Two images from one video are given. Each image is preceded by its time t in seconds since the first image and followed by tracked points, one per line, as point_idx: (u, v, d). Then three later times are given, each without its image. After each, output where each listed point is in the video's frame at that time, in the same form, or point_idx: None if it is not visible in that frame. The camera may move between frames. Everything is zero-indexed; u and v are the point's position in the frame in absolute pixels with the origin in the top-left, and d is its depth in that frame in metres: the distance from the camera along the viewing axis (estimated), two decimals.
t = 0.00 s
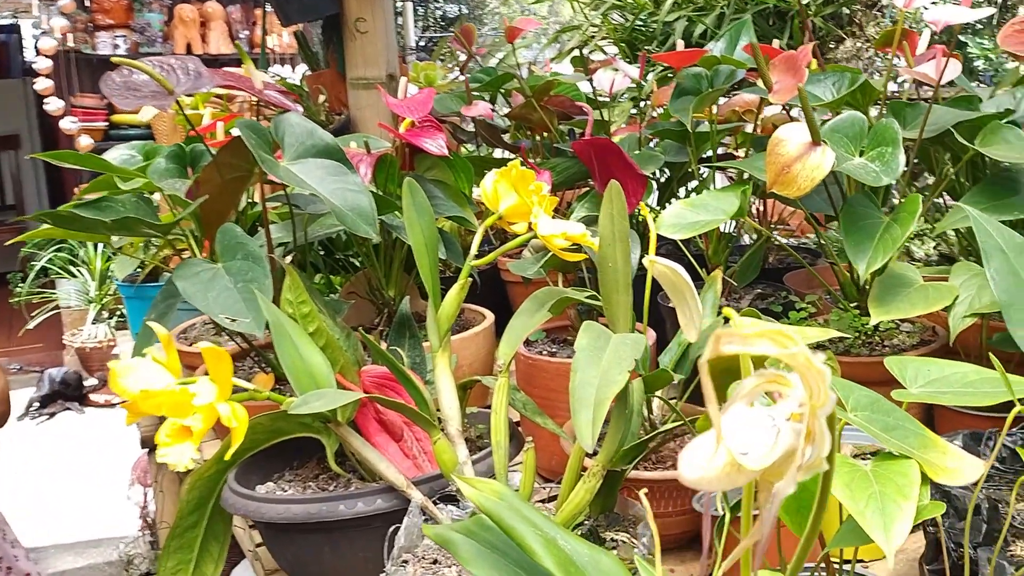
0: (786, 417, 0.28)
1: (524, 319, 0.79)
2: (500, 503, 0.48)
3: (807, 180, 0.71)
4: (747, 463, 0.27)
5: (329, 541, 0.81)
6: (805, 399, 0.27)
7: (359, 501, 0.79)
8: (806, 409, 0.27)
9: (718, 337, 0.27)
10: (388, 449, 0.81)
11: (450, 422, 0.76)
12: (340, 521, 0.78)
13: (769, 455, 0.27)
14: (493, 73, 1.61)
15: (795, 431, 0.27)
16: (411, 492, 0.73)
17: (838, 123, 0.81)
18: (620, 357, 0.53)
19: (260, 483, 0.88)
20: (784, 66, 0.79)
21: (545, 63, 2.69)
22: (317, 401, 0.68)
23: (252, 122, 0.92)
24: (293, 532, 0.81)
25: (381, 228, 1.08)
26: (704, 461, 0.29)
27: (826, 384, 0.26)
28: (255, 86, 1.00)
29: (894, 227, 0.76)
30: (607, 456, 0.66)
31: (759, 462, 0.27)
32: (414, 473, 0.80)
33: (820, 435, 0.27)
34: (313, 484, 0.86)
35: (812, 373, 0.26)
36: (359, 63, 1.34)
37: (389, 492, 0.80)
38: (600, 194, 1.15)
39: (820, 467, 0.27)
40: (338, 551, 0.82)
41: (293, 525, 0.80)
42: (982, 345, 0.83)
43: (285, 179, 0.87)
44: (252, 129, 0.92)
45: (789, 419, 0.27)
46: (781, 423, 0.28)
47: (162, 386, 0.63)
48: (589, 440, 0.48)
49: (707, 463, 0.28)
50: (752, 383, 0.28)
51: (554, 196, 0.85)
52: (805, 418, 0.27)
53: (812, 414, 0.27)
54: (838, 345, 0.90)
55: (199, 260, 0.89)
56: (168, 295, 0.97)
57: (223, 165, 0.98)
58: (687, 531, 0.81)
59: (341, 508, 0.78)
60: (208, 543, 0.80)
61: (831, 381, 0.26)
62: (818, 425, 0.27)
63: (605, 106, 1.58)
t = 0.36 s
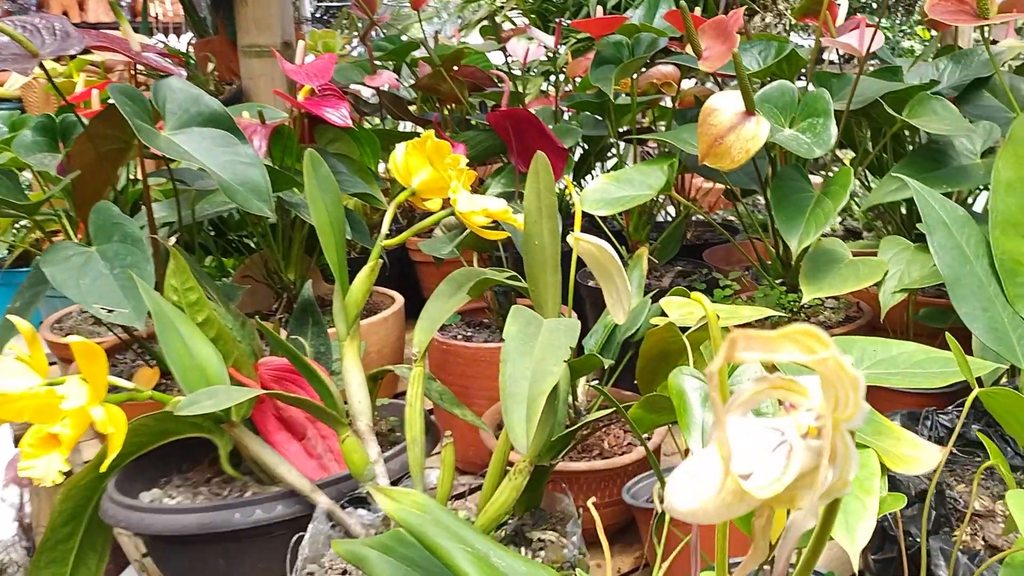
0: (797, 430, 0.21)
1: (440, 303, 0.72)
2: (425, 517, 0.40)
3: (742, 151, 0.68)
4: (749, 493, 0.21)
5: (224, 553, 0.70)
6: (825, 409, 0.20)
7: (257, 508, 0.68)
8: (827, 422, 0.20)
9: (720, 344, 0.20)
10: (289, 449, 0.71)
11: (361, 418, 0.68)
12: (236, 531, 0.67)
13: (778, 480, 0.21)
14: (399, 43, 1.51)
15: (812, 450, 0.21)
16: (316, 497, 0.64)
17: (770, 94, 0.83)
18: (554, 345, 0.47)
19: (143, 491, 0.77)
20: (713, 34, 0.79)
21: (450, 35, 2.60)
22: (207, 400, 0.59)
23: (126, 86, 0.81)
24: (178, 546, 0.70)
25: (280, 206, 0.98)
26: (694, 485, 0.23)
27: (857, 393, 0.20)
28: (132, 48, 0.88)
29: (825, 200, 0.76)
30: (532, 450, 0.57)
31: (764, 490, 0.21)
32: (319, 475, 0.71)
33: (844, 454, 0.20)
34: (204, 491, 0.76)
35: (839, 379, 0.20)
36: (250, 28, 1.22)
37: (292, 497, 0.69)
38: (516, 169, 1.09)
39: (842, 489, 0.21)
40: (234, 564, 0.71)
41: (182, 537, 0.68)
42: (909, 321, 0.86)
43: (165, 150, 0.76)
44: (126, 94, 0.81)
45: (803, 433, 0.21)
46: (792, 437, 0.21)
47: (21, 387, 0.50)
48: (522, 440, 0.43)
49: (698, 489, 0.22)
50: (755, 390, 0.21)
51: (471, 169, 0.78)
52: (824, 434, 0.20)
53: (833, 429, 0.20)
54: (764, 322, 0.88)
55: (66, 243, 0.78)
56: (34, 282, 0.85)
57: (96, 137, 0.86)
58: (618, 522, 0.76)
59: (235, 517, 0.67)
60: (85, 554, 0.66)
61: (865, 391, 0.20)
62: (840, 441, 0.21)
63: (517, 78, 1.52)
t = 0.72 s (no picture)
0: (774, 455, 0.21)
1: (377, 293, 0.69)
2: (363, 529, 0.37)
3: (688, 137, 0.68)
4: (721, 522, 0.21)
5: (148, 561, 0.65)
6: (807, 432, 0.21)
7: (184, 511, 0.64)
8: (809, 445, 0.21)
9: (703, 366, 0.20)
10: (217, 448, 0.67)
11: (293, 415, 0.64)
12: (161, 536, 0.63)
13: (754, 508, 0.21)
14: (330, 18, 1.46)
15: (789, 475, 0.21)
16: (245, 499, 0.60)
17: (715, 76, 0.84)
18: (499, 342, 0.45)
19: (63, 494, 0.72)
20: (658, 13, 0.78)
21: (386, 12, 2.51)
22: (126, 401, 0.55)
23: (35, 63, 0.75)
24: (99, 552, 0.65)
25: (205, 190, 0.93)
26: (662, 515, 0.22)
27: (841, 415, 0.20)
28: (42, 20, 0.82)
29: (769, 185, 0.77)
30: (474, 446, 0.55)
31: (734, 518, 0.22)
32: (250, 475, 0.67)
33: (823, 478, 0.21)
34: (127, 493, 0.70)
35: (824, 402, 0.20)
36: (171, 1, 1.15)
37: (221, 498, 0.65)
38: (456, 151, 1.05)
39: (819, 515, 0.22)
40: (159, 572, 0.66)
41: (103, 544, 0.64)
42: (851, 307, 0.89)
43: (78, 132, 0.71)
44: (35, 70, 0.75)
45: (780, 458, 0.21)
46: (768, 463, 0.21)
47: None
48: (467, 442, 0.41)
49: (664, 520, 0.21)
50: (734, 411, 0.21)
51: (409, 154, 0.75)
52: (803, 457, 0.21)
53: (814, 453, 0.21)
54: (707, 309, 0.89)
55: None
56: None
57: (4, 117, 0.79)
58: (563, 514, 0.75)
59: (161, 522, 0.63)
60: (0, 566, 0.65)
61: (849, 413, 0.20)
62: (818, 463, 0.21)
63: (455, 57, 1.48)
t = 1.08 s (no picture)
0: (785, 488, 0.23)
1: (348, 292, 0.67)
2: (338, 548, 0.36)
3: (665, 133, 0.67)
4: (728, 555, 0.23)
5: (111, 570, 0.63)
6: (818, 464, 0.21)
7: (148, 519, 0.61)
8: (820, 478, 0.22)
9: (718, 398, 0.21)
10: (182, 453, 0.65)
11: (262, 418, 0.62)
12: (125, 545, 0.61)
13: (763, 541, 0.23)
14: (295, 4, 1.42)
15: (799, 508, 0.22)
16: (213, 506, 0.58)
17: (692, 71, 0.83)
18: (476, 350, 0.44)
19: (21, 501, 0.69)
20: (635, 6, 0.77)
21: None
22: (86, 409, 0.52)
23: None
24: (60, 562, 0.63)
25: (168, 183, 0.90)
26: (674, 544, 0.24)
27: (856, 451, 0.21)
28: None
29: (746, 181, 0.76)
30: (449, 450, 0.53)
31: (740, 550, 0.23)
32: (216, 480, 0.65)
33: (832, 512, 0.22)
34: (89, 499, 0.68)
35: (838, 437, 0.21)
36: None
37: (187, 505, 0.63)
38: (427, 144, 1.03)
39: (828, 550, 0.23)
40: None
41: (63, 554, 0.61)
42: (824, 303, 0.91)
43: (34, 127, 0.68)
44: None
45: (790, 490, 0.23)
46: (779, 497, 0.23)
47: None
48: (445, 455, 0.39)
49: (676, 553, 0.24)
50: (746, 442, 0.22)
51: (380, 148, 0.73)
52: (815, 491, 0.22)
53: (823, 486, 0.22)
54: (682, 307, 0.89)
55: None
56: None
57: None
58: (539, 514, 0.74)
59: (124, 530, 0.61)
60: None
61: (863, 447, 0.21)
62: (829, 498, 0.22)
63: (424, 46, 1.45)
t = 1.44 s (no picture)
0: (815, 505, 0.21)
1: (338, 286, 0.67)
2: (336, 548, 0.36)
3: (655, 127, 0.68)
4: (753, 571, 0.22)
5: (100, 566, 0.62)
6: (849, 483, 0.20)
7: (138, 515, 0.61)
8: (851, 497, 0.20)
9: (760, 424, 0.19)
10: (172, 449, 0.64)
11: (252, 413, 0.61)
12: (115, 542, 0.60)
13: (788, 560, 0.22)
14: None
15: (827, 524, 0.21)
16: (203, 502, 0.58)
17: (680, 63, 0.83)
18: (471, 347, 0.44)
19: (8, 497, 0.68)
20: None
21: None
22: (75, 406, 0.52)
23: None
24: (49, 558, 0.62)
25: (152, 175, 0.89)
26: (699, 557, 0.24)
27: (892, 471, 0.19)
28: None
29: (734, 174, 0.77)
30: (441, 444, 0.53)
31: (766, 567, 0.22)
32: (206, 475, 0.64)
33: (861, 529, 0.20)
34: (77, 494, 0.67)
35: (874, 458, 0.19)
36: None
37: (177, 501, 0.62)
38: (414, 135, 1.03)
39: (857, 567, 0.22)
40: None
41: (52, 551, 0.61)
42: (811, 294, 0.92)
43: (19, 117, 0.67)
44: None
45: (819, 507, 0.21)
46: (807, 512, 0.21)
47: None
48: (442, 454, 0.39)
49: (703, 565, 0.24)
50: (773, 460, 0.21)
51: (370, 141, 0.72)
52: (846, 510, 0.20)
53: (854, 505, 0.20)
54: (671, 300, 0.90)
55: None
56: None
57: None
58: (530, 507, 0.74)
59: (115, 527, 0.60)
60: None
61: (899, 467, 0.19)
62: (860, 516, 0.21)
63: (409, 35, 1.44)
